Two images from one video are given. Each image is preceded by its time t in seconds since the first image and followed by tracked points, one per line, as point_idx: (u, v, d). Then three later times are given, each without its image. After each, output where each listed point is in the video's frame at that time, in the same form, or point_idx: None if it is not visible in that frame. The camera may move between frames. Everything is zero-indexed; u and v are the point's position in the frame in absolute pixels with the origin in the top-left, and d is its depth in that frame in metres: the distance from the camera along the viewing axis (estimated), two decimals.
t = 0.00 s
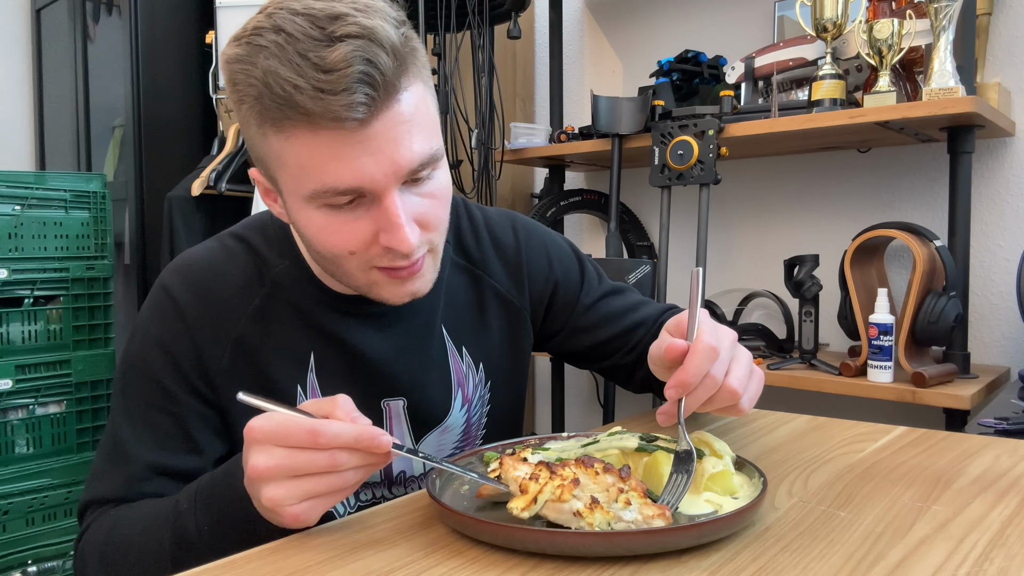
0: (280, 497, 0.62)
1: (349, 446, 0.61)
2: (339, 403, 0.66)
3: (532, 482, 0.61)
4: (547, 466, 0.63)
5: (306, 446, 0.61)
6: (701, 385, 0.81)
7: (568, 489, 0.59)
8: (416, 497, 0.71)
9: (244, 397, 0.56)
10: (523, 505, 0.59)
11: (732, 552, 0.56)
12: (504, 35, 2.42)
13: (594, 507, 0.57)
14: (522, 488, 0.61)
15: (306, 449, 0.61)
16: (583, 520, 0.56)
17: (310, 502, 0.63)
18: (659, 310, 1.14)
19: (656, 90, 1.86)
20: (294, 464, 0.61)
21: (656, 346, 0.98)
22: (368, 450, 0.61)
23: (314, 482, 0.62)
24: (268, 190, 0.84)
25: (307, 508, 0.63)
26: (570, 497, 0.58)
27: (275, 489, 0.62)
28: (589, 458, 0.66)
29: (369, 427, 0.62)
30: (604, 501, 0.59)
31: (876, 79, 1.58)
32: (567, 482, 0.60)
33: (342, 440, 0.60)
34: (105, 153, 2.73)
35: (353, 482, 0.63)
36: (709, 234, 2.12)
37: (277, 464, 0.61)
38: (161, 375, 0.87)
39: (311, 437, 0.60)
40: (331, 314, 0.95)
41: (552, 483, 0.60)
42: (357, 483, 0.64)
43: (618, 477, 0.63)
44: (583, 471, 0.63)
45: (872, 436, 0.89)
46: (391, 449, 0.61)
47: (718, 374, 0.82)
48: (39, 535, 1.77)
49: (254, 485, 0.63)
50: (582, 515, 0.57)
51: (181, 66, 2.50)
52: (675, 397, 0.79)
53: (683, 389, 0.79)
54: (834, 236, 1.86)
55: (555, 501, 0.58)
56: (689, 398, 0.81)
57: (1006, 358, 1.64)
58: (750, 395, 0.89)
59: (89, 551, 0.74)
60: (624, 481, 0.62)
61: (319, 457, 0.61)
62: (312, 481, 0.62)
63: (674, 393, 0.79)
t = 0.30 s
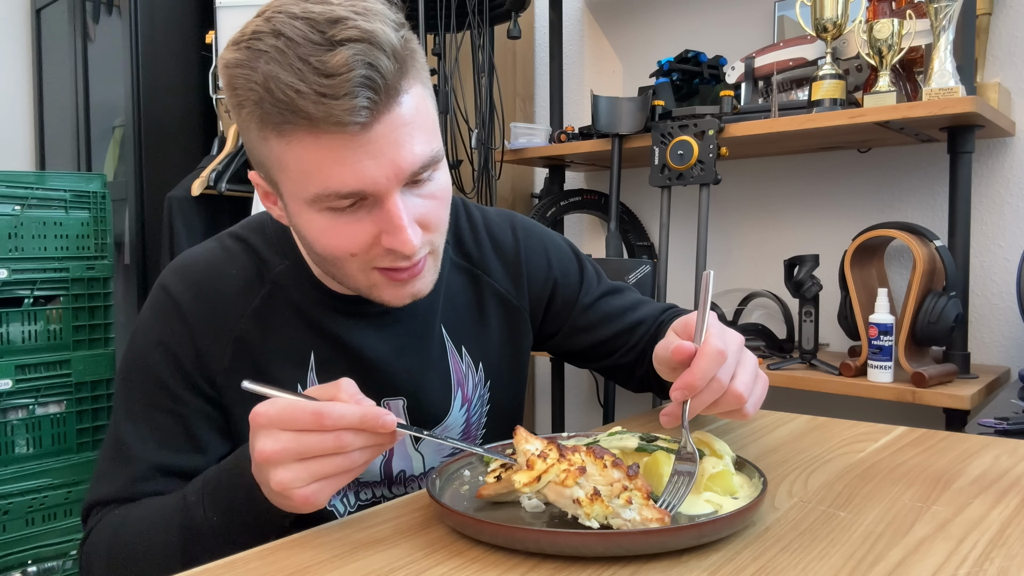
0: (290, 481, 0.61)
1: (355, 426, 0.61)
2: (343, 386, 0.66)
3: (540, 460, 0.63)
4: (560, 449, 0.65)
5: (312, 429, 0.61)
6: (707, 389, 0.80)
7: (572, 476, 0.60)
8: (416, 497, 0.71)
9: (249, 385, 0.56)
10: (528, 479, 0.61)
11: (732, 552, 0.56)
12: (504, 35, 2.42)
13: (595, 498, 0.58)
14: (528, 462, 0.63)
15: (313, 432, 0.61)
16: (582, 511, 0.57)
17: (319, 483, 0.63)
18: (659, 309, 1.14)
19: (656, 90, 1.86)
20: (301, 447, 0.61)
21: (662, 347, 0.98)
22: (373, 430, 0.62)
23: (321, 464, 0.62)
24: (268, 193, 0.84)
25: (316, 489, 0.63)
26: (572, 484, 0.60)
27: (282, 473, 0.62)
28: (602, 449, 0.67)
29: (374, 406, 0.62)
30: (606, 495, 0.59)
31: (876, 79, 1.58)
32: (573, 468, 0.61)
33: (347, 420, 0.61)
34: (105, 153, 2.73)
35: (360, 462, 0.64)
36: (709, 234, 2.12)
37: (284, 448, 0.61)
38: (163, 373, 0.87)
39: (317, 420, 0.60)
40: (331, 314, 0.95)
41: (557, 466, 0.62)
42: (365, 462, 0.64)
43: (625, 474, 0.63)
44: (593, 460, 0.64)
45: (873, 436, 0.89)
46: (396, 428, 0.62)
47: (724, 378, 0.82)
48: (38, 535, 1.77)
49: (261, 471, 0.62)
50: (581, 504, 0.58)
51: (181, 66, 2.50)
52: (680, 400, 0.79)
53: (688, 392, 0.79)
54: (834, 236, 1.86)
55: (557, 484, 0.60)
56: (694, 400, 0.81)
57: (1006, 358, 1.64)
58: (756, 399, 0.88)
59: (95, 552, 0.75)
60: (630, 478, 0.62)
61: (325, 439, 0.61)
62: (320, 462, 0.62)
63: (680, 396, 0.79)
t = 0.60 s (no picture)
0: (284, 484, 0.62)
1: (348, 432, 0.61)
2: (340, 391, 0.66)
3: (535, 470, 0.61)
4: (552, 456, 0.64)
5: (305, 434, 0.61)
6: (704, 386, 0.80)
7: (569, 482, 0.59)
8: (416, 496, 0.71)
9: (246, 387, 0.55)
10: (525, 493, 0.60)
11: (732, 552, 0.56)
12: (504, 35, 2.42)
13: (592, 503, 0.58)
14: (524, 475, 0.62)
15: (306, 437, 0.61)
16: (581, 516, 0.57)
17: (313, 487, 0.63)
18: (659, 309, 1.14)
19: (656, 90, 1.86)
20: (295, 452, 0.61)
21: (660, 346, 0.98)
22: (368, 435, 0.61)
23: (315, 468, 0.62)
24: (270, 193, 0.84)
25: (310, 493, 0.63)
26: (569, 491, 0.59)
27: (278, 476, 0.62)
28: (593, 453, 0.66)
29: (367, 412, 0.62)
30: (603, 499, 0.59)
31: (876, 79, 1.58)
32: (569, 475, 0.60)
33: (342, 426, 0.60)
34: (105, 153, 2.73)
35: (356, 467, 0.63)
36: (709, 234, 2.12)
37: (278, 452, 0.61)
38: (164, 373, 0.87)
39: (312, 424, 0.60)
40: (331, 313, 0.95)
41: (553, 474, 0.60)
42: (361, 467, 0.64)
43: (621, 476, 0.62)
44: (588, 465, 0.63)
45: (872, 436, 0.89)
46: (391, 434, 0.61)
47: (721, 377, 0.82)
48: (39, 535, 1.77)
49: (258, 474, 0.63)
50: (581, 511, 0.57)
51: (181, 66, 2.50)
52: (679, 398, 0.79)
53: (686, 389, 0.79)
54: (834, 236, 1.87)
55: (555, 492, 0.59)
56: (692, 398, 0.81)
57: (1006, 358, 1.64)
58: (754, 398, 0.88)
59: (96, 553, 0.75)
60: (626, 480, 0.62)
61: (319, 444, 0.61)
62: (315, 467, 0.62)
63: (678, 394, 0.79)
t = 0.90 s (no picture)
0: (274, 504, 0.62)
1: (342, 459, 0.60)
2: (337, 413, 0.65)
3: (519, 500, 0.59)
4: (533, 481, 0.62)
5: (299, 457, 0.60)
6: (699, 382, 0.81)
7: (556, 500, 0.58)
8: (416, 497, 0.71)
9: (245, 402, 0.55)
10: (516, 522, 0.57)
11: (732, 552, 0.56)
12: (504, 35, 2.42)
13: (583, 513, 0.57)
14: (510, 509, 0.59)
15: (299, 460, 0.61)
16: (574, 527, 0.55)
17: (303, 509, 0.63)
18: (661, 313, 1.14)
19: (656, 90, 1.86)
20: (288, 473, 0.61)
21: (657, 344, 0.99)
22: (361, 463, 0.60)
23: (307, 492, 0.62)
24: (284, 187, 0.84)
25: (300, 515, 0.63)
26: (558, 508, 0.57)
27: (268, 496, 0.62)
28: (571, 466, 0.65)
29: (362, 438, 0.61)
30: (593, 506, 0.58)
31: (876, 79, 1.58)
32: (553, 494, 0.59)
33: (336, 452, 0.60)
34: (105, 153, 2.73)
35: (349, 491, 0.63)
36: (709, 234, 2.12)
37: (271, 473, 0.61)
38: (165, 370, 0.87)
39: (306, 448, 0.60)
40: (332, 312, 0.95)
41: (539, 497, 0.59)
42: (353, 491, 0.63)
43: (603, 479, 0.62)
44: (568, 479, 0.61)
45: (872, 436, 0.89)
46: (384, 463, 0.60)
47: (716, 373, 0.82)
48: (38, 536, 1.77)
49: (250, 490, 0.63)
50: (573, 522, 0.56)
51: (181, 66, 2.50)
52: (673, 393, 0.79)
53: (681, 385, 0.79)
54: (834, 236, 1.86)
55: (544, 514, 0.57)
56: (687, 394, 0.81)
57: (1006, 358, 1.64)
58: (749, 395, 0.88)
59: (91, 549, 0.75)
60: (609, 482, 0.61)
61: (312, 468, 0.61)
62: (305, 489, 0.62)
63: (672, 390, 0.79)
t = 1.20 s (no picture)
0: (281, 484, 0.62)
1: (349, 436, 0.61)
2: (343, 394, 0.65)
3: (530, 484, 0.59)
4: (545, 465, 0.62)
5: (306, 435, 0.60)
6: (701, 383, 0.80)
7: (566, 495, 0.58)
8: (416, 496, 0.71)
9: (251, 385, 0.55)
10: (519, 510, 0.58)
11: (732, 552, 0.56)
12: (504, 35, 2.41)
13: (590, 512, 0.57)
14: (518, 490, 0.59)
15: (306, 438, 0.61)
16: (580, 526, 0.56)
17: (310, 489, 0.63)
18: (662, 314, 1.14)
19: (656, 90, 1.86)
20: (295, 453, 0.61)
21: (659, 343, 0.99)
22: (367, 441, 0.61)
23: (314, 472, 0.62)
24: (295, 183, 0.84)
25: (306, 496, 0.63)
26: (566, 503, 0.58)
27: (276, 477, 0.62)
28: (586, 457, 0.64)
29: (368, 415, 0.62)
30: (601, 506, 0.58)
31: (876, 79, 1.58)
32: (564, 487, 0.59)
33: (342, 430, 0.60)
34: (105, 153, 2.73)
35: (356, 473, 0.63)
36: (709, 234, 2.12)
37: (278, 453, 0.61)
38: (169, 368, 0.87)
39: (312, 426, 0.60)
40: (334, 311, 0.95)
41: (548, 488, 0.59)
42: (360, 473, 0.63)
43: (615, 478, 0.61)
44: (580, 472, 0.61)
45: (873, 436, 0.89)
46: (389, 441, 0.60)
47: (719, 373, 0.82)
48: (39, 535, 1.77)
49: (256, 472, 0.63)
50: (580, 520, 0.56)
51: (181, 67, 2.50)
52: (676, 394, 0.79)
53: (683, 386, 0.79)
54: (834, 237, 1.87)
55: (552, 506, 0.57)
56: (689, 395, 0.81)
57: (1006, 358, 1.64)
58: (752, 396, 0.88)
59: (95, 544, 0.75)
60: (621, 482, 0.61)
61: (318, 447, 0.61)
62: (312, 469, 0.62)
63: (675, 391, 0.79)
